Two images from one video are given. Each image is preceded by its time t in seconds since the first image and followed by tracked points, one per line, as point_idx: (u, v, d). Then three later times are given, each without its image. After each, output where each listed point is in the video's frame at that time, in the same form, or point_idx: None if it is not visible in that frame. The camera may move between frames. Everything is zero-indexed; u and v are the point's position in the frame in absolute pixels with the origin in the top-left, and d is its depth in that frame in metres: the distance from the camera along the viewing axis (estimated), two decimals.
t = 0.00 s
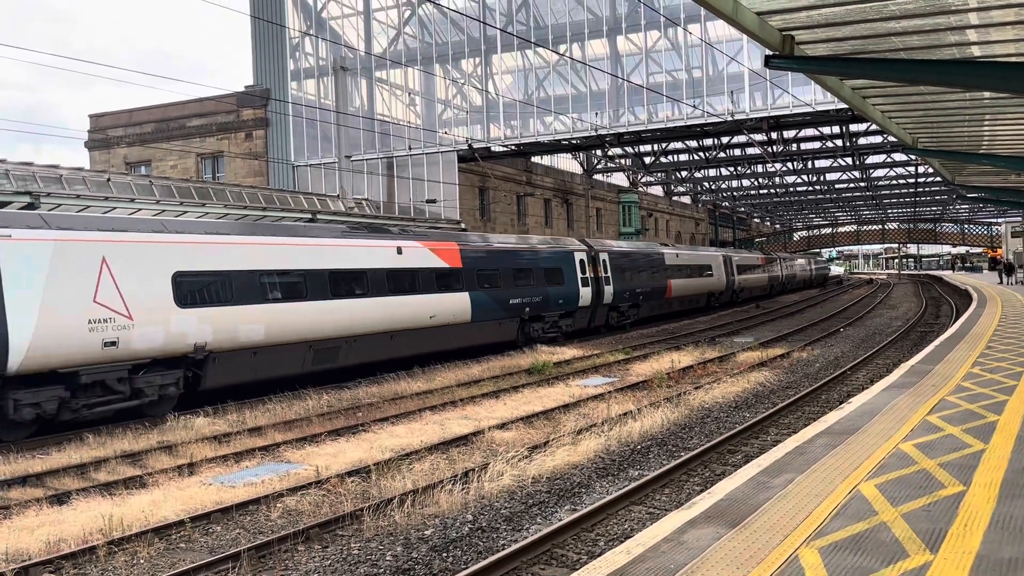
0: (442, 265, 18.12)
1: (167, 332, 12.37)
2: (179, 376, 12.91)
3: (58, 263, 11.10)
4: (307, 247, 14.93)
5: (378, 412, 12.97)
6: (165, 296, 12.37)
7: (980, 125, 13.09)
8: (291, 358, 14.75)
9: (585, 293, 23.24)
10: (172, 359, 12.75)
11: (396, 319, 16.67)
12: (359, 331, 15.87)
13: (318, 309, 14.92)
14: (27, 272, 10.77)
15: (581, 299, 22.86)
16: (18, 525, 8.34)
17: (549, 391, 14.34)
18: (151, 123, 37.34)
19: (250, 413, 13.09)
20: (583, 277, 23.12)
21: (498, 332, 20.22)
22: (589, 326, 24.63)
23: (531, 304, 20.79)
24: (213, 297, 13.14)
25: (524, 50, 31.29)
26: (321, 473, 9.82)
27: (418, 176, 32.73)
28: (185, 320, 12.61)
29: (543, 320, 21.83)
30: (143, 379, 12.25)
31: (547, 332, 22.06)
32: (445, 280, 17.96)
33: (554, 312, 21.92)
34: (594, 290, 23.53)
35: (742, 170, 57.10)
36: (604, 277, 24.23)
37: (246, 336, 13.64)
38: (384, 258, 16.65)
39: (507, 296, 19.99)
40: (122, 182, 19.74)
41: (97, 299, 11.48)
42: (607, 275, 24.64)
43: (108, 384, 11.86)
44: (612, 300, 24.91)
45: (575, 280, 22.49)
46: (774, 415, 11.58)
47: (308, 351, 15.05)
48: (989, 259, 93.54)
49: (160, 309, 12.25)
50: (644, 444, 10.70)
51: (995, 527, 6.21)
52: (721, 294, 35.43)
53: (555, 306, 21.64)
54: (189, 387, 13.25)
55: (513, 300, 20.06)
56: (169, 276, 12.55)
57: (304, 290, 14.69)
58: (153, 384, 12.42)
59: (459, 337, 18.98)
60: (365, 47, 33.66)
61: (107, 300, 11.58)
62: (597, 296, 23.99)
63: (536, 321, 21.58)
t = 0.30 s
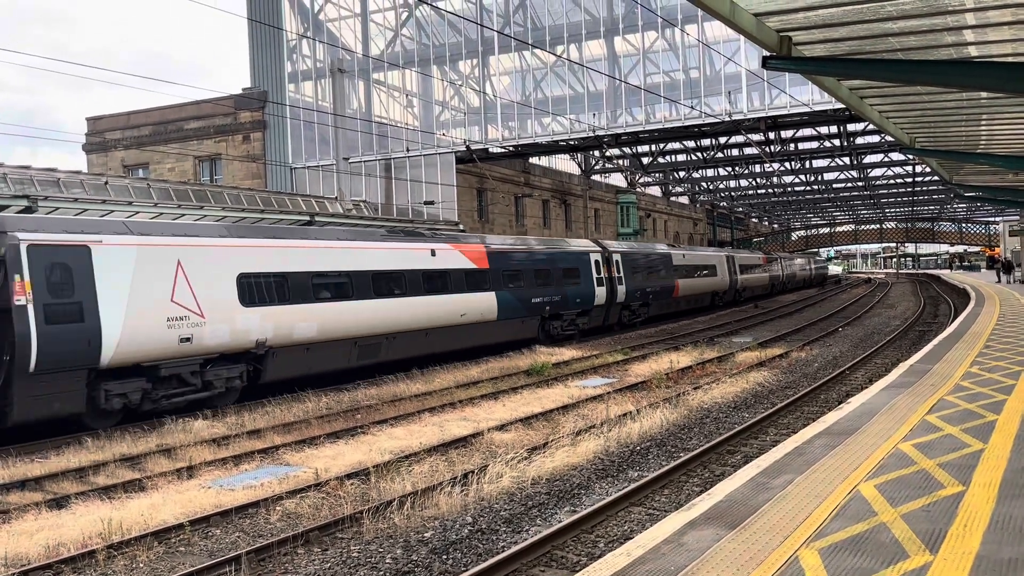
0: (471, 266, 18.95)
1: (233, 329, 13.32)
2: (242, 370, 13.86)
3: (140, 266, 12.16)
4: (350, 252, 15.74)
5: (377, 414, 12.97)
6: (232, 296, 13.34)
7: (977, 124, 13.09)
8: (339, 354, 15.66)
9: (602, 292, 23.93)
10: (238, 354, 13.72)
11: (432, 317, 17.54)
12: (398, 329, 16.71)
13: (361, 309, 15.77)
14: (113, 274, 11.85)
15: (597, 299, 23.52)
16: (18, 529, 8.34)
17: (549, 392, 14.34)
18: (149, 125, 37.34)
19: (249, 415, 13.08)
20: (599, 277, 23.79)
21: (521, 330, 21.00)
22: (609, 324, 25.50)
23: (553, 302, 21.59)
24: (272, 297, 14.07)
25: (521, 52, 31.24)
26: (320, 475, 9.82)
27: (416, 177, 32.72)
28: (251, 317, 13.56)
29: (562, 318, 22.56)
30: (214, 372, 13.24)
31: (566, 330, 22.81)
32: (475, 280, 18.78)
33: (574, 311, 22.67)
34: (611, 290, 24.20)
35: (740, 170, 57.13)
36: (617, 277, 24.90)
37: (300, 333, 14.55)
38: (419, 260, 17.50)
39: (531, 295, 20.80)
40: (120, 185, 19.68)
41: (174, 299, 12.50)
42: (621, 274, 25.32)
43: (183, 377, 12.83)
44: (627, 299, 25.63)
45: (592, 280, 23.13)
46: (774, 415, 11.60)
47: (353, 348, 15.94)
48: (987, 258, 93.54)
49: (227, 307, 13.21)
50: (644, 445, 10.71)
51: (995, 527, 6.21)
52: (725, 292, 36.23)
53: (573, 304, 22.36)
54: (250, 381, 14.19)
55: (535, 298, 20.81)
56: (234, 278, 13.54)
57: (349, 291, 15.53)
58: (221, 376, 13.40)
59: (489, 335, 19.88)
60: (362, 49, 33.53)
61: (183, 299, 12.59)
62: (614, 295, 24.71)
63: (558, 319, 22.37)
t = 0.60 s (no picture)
0: (495, 264, 19.84)
1: (289, 323, 14.28)
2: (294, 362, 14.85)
3: (209, 265, 13.11)
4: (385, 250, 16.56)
5: (375, 413, 12.97)
6: (287, 293, 14.27)
7: (974, 122, 13.09)
8: (379, 346, 16.65)
9: (614, 290, 24.82)
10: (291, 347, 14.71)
11: (461, 312, 18.52)
12: (431, 323, 17.67)
13: (397, 305, 16.70)
14: (185, 272, 12.80)
15: (611, 297, 24.40)
16: (14, 530, 8.31)
17: (546, 391, 14.36)
18: (144, 125, 37.21)
19: (246, 415, 13.07)
20: (611, 275, 24.58)
21: (540, 325, 21.89)
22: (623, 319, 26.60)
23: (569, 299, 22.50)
24: (321, 293, 14.98)
25: (518, 50, 31.11)
26: (317, 475, 9.82)
27: (413, 176, 32.70)
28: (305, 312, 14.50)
29: (577, 314, 23.44)
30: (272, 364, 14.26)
31: (582, 326, 23.79)
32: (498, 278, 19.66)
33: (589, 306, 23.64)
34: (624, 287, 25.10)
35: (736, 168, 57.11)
36: (628, 275, 25.71)
37: (345, 327, 15.49)
38: (447, 258, 18.37)
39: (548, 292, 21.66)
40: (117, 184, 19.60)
41: (237, 295, 13.45)
42: (631, 271, 26.25)
43: (245, 367, 13.84)
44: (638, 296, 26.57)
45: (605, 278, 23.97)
46: (771, 413, 11.63)
47: (391, 341, 16.92)
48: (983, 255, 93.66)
49: (284, 303, 14.16)
50: (641, 443, 10.72)
51: (992, 525, 6.23)
52: (725, 289, 36.45)
53: (588, 301, 23.22)
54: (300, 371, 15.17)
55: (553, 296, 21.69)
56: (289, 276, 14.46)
57: (388, 287, 16.42)
58: (277, 367, 14.41)
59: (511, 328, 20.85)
60: (359, 47, 33.53)
61: (246, 296, 13.53)
62: (626, 292, 25.65)
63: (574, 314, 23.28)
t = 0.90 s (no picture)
0: (515, 260, 20.88)
1: (335, 315, 15.25)
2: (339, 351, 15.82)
3: (265, 260, 14.02)
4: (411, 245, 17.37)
5: (371, 409, 12.96)
6: (333, 286, 15.25)
7: (969, 118, 13.11)
8: (413, 337, 17.67)
9: (624, 285, 25.90)
10: (337, 337, 15.69)
11: (485, 305, 19.56)
12: (459, 315, 18.70)
13: (429, 298, 17.71)
14: (245, 266, 13.71)
15: (620, 291, 25.47)
16: (9, 526, 8.29)
17: (542, 387, 14.38)
18: (140, 120, 37.16)
19: (242, 411, 13.05)
20: (620, 271, 25.56)
21: (555, 317, 22.91)
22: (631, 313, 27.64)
23: (582, 292, 23.57)
24: (362, 287, 15.96)
25: (514, 46, 31.13)
26: (313, 471, 9.81)
27: (409, 172, 32.77)
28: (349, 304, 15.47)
29: (589, 307, 24.46)
30: (321, 352, 15.23)
31: (593, 319, 24.79)
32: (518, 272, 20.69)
33: (601, 300, 24.74)
34: (633, 282, 26.17)
35: (733, 164, 57.13)
36: (636, 271, 26.70)
37: (383, 319, 16.50)
38: (471, 254, 19.33)
39: (563, 286, 22.77)
40: (111, 179, 19.68)
41: (290, 288, 14.39)
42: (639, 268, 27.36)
43: (296, 355, 14.79)
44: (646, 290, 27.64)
45: (615, 273, 24.98)
46: (767, 408, 11.65)
47: (423, 332, 17.94)
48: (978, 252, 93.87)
49: (331, 295, 15.12)
50: (637, 439, 10.73)
51: (986, 520, 6.25)
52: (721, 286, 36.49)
53: (600, 295, 24.26)
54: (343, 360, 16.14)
55: (567, 289, 22.79)
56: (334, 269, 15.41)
57: (420, 282, 17.41)
58: (325, 355, 15.37)
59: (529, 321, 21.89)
60: (355, 43, 33.41)
61: (298, 289, 14.48)
62: (635, 287, 26.71)
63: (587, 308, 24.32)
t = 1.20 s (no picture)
0: (533, 254, 21.78)
1: (373, 305, 16.27)
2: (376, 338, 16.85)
3: (312, 254, 15.00)
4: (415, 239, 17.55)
5: (366, 404, 12.94)
6: (372, 278, 16.24)
7: (965, 114, 13.13)
8: (440, 327, 18.68)
9: (632, 279, 26.75)
10: (375, 325, 16.73)
11: (507, 297, 20.53)
12: (483, 306, 19.71)
13: (456, 290, 18.71)
14: (296, 259, 14.69)
15: (628, 284, 26.34)
16: (1, 520, 8.26)
17: (537, 381, 14.38)
18: (134, 113, 37.06)
19: (236, 405, 13.03)
20: (628, 265, 26.40)
21: (567, 310, 23.86)
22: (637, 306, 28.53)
23: (594, 286, 24.42)
24: (396, 279, 16.94)
25: (510, 40, 31.04)
26: (307, 465, 9.79)
27: (404, 166, 32.60)
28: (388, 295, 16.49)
29: (599, 299, 25.38)
30: (362, 340, 16.29)
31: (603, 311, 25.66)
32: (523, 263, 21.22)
33: (611, 293, 25.58)
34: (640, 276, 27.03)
35: (728, 160, 57.11)
36: (643, 265, 27.56)
37: (416, 309, 17.51)
38: (493, 248, 20.27)
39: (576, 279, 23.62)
40: (105, 172, 19.51)
41: (335, 280, 15.39)
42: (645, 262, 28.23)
43: (339, 342, 15.83)
44: (652, 284, 28.53)
45: (624, 267, 25.82)
46: (761, 403, 11.66)
47: (449, 322, 18.95)
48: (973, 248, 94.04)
49: (370, 287, 16.13)
50: (632, 433, 10.74)
51: (979, 514, 6.27)
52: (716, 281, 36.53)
53: (610, 288, 25.17)
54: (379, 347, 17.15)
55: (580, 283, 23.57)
56: (372, 262, 16.40)
57: (448, 275, 18.37)
58: (364, 342, 16.42)
59: (544, 312, 22.94)
60: (350, 36, 33.43)
61: (341, 280, 15.48)
62: (642, 281, 27.59)
63: (598, 300, 25.20)
